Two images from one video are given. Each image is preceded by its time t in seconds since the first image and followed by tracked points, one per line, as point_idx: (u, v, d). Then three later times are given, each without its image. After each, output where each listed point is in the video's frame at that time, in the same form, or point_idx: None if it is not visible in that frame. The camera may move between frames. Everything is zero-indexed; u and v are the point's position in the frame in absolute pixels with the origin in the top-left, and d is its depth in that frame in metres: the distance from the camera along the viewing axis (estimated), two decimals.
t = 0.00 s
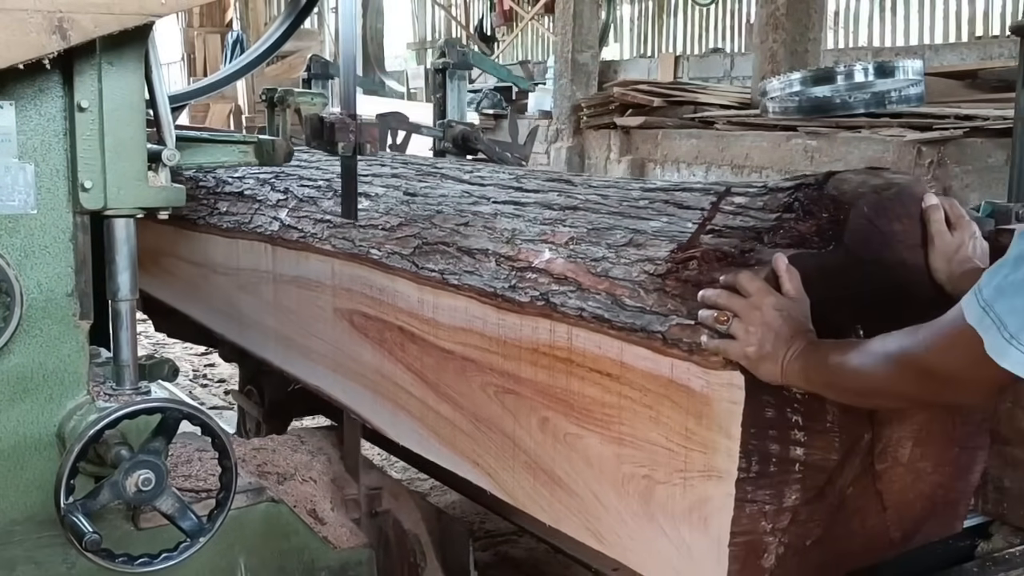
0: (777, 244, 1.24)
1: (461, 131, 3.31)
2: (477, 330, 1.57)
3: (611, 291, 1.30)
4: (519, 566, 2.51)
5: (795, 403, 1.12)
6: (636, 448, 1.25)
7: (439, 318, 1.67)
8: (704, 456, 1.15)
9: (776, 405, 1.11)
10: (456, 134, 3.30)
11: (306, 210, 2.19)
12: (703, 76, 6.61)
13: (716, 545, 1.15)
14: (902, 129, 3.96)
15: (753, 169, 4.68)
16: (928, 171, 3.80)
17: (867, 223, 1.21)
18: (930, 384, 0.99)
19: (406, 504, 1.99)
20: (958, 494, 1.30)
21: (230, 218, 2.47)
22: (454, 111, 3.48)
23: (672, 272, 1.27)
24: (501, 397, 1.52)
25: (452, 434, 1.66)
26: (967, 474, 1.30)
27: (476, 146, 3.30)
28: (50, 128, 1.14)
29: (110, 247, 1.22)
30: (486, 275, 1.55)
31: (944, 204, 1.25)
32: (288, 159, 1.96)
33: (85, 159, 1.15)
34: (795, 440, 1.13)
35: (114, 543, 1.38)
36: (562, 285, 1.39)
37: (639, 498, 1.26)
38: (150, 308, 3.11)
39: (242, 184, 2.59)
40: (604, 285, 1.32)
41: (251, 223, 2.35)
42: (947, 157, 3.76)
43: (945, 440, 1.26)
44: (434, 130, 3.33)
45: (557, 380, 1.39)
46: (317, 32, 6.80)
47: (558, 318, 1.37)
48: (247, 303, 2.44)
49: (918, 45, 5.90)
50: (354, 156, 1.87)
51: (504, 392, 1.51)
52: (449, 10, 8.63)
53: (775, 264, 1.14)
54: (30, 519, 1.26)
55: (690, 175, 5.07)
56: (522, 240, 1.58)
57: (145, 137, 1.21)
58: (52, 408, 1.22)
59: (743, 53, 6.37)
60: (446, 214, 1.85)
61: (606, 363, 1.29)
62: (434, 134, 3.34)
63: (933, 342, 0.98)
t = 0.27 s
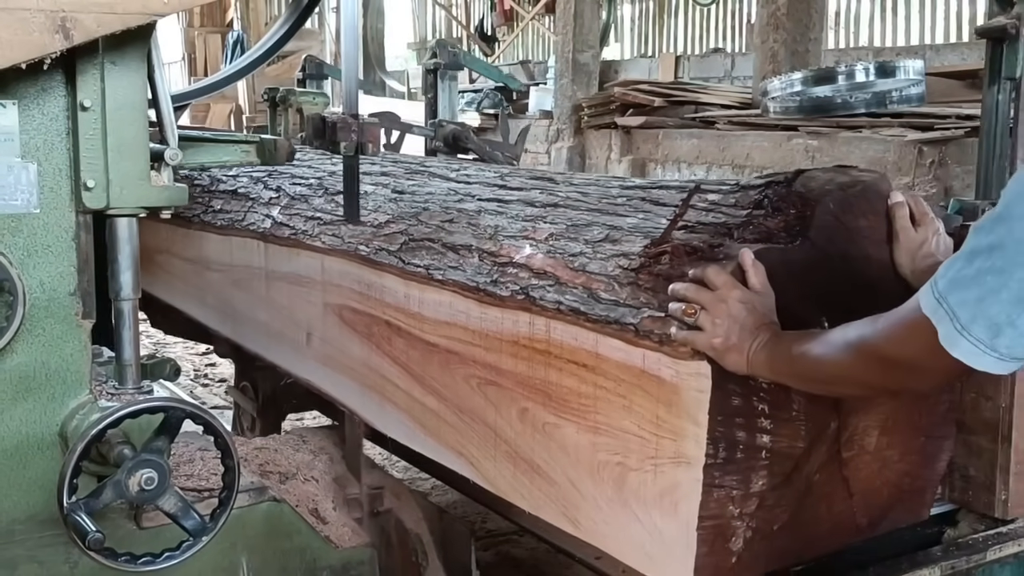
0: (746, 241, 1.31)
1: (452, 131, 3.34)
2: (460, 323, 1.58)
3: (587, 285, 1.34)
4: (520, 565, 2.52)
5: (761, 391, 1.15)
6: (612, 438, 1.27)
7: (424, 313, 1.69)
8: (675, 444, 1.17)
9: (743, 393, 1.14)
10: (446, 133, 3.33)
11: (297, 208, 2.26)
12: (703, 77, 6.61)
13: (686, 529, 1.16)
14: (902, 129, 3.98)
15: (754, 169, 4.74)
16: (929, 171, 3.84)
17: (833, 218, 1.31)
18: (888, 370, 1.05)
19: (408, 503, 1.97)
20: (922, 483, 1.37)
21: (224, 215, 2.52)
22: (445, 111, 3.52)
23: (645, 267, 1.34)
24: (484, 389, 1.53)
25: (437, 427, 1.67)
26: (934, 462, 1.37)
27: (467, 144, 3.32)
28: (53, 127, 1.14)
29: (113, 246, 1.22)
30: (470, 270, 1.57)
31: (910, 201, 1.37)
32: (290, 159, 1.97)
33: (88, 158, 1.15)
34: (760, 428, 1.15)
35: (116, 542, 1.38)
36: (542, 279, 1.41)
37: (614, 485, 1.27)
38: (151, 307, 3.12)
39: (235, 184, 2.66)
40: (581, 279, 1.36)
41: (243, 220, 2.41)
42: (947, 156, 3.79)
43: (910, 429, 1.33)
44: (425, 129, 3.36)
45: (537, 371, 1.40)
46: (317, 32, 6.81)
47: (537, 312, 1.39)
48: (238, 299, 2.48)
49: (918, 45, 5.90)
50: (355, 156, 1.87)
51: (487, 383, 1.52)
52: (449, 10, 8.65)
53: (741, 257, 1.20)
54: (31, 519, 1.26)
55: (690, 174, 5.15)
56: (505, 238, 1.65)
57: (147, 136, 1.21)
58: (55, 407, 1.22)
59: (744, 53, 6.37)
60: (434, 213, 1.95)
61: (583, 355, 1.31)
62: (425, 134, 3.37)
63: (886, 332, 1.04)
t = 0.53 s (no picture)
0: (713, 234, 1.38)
1: (443, 130, 3.29)
2: (446, 318, 1.70)
3: (563, 280, 1.43)
4: (520, 565, 2.52)
5: (728, 381, 1.25)
6: (585, 425, 1.38)
7: (410, 307, 1.80)
8: (644, 431, 1.27)
9: (709, 382, 1.23)
10: (438, 132, 3.28)
11: (288, 205, 2.32)
12: (704, 77, 6.61)
13: (653, 512, 1.27)
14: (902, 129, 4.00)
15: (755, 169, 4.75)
16: (930, 171, 3.84)
17: (799, 215, 1.34)
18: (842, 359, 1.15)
19: (409, 503, 1.97)
20: (890, 471, 1.45)
21: (218, 213, 2.57)
22: (436, 110, 3.52)
23: (616, 261, 1.42)
24: (467, 380, 1.65)
25: (422, 416, 1.78)
26: (902, 452, 1.45)
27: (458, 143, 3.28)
28: (55, 127, 1.14)
29: (115, 246, 1.22)
30: (454, 266, 1.68)
31: (875, 198, 1.40)
32: (291, 159, 1.97)
33: (89, 158, 1.15)
34: (727, 417, 1.26)
35: (117, 542, 1.38)
36: (522, 275, 1.51)
37: (587, 471, 1.39)
38: (151, 306, 3.13)
39: (228, 181, 2.71)
40: (557, 274, 1.45)
41: (237, 217, 2.46)
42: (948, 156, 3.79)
43: (877, 419, 1.41)
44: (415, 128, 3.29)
45: (516, 363, 1.52)
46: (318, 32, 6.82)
47: (517, 306, 1.50)
48: (231, 295, 2.55)
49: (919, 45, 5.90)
50: (357, 155, 1.87)
51: (470, 375, 1.64)
52: (450, 10, 8.66)
53: (708, 253, 1.27)
54: (33, 518, 1.26)
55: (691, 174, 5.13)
56: (487, 233, 1.73)
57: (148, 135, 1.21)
58: (56, 407, 1.22)
59: (745, 53, 6.37)
60: (418, 208, 2.02)
61: (558, 347, 1.42)
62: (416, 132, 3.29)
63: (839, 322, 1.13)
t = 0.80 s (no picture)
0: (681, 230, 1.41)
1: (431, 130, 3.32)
2: (425, 312, 1.72)
3: (536, 275, 1.46)
4: (520, 565, 2.52)
5: (690, 370, 1.28)
6: (555, 415, 1.41)
7: (391, 302, 1.82)
8: (610, 419, 1.31)
9: (672, 371, 1.27)
10: (427, 132, 3.31)
11: (275, 203, 2.33)
12: (704, 77, 6.61)
13: (619, 498, 1.31)
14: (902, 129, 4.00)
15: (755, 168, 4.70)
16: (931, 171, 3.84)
17: (762, 211, 1.38)
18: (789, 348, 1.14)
19: (409, 504, 1.96)
20: (855, 460, 1.46)
21: (209, 212, 2.57)
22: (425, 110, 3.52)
23: (586, 256, 1.45)
24: (445, 373, 1.67)
25: (403, 408, 1.81)
26: (864, 442, 1.46)
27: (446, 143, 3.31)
28: (54, 127, 1.14)
29: (114, 245, 1.22)
30: (432, 261, 1.69)
31: (836, 194, 1.42)
32: (290, 158, 1.96)
33: (88, 157, 1.15)
34: (689, 405, 1.29)
35: (116, 542, 1.38)
36: (496, 269, 1.54)
37: (557, 458, 1.42)
38: (150, 305, 3.13)
39: (220, 180, 2.71)
40: (530, 269, 1.48)
41: (227, 215, 2.46)
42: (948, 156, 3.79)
43: (839, 409, 1.42)
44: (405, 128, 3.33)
45: (491, 355, 1.55)
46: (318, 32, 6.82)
47: (491, 300, 1.52)
48: (223, 292, 2.53)
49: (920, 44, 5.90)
50: (356, 155, 1.87)
51: (448, 367, 1.66)
52: (450, 10, 8.66)
53: (671, 247, 1.30)
54: (32, 518, 1.26)
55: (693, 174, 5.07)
56: (465, 229, 1.75)
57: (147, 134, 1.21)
58: (55, 406, 1.22)
59: (745, 53, 6.37)
60: (400, 206, 2.03)
61: (530, 338, 1.45)
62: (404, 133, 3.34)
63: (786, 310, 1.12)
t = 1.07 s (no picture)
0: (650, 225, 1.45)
1: (421, 129, 3.26)
2: (405, 306, 1.76)
3: (510, 269, 1.49)
4: (520, 565, 2.52)
5: (658, 361, 1.31)
6: (528, 405, 1.45)
7: (373, 297, 1.86)
8: (580, 408, 1.34)
9: (639, 361, 1.30)
10: (416, 132, 3.25)
11: (264, 201, 2.37)
12: (704, 76, 6.60)
13: (587, 484, 1.34)
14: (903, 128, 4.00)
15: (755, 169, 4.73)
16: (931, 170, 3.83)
17: (728, 208, 1.44)
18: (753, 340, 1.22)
19: (408, 504, 1.95)
20: (821, 450, 1.53)
21: (200, 210, 2.59)
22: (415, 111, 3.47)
23: (559, 251, 1.48)
24: (425, 365, 1.71)
25: (385, 401, 1.85)
26: (830, 433, 1.52)
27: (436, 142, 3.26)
28: (52, 126, 1.14)
29: (113, 245, 1.22)
30: (413, 257, 1.73)
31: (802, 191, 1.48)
32: (290, 158, 1.96)
33: (86, 157, 1.15)
34: (657, 395, 1.32)
35: (115, 543, 1.38)
36: (473, 264, 1.57)
37: (530, 446, 1.45)
38: (148, 306, 3.12)
39: (211, 179, 2.73)
40: (505, 263, 1.52)
41: (217, 213, 2.50)
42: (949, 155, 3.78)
43: (806, 403, 1.48)
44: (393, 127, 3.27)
45: (468, 348, 1.58)
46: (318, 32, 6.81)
47: (468, 294, 1.56)
48: (213, 287, 2.58)
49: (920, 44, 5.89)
50: (355, 155, 1.86)
51: (428, 360, 1.70)
52: (450, 10, 8.66)
53: (637, 243, 1.35)
54: (30, 519, 1.26)
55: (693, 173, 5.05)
56: (446, 226, 1.79)
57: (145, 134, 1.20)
58: (54, 406, 1.22)
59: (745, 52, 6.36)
60: (384, 203, 2.07)
61: (505, 330, 1.48)
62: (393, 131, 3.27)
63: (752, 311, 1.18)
